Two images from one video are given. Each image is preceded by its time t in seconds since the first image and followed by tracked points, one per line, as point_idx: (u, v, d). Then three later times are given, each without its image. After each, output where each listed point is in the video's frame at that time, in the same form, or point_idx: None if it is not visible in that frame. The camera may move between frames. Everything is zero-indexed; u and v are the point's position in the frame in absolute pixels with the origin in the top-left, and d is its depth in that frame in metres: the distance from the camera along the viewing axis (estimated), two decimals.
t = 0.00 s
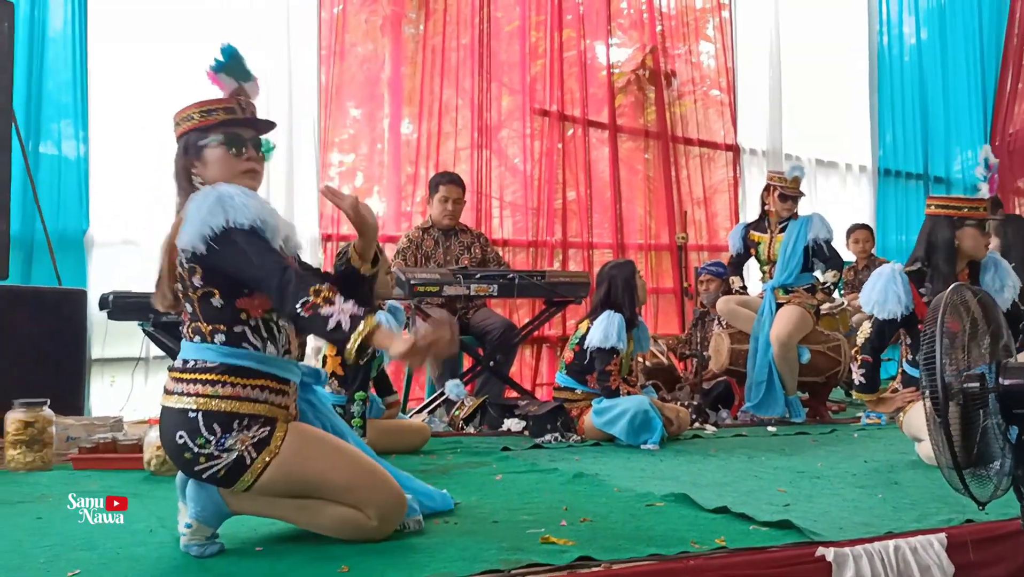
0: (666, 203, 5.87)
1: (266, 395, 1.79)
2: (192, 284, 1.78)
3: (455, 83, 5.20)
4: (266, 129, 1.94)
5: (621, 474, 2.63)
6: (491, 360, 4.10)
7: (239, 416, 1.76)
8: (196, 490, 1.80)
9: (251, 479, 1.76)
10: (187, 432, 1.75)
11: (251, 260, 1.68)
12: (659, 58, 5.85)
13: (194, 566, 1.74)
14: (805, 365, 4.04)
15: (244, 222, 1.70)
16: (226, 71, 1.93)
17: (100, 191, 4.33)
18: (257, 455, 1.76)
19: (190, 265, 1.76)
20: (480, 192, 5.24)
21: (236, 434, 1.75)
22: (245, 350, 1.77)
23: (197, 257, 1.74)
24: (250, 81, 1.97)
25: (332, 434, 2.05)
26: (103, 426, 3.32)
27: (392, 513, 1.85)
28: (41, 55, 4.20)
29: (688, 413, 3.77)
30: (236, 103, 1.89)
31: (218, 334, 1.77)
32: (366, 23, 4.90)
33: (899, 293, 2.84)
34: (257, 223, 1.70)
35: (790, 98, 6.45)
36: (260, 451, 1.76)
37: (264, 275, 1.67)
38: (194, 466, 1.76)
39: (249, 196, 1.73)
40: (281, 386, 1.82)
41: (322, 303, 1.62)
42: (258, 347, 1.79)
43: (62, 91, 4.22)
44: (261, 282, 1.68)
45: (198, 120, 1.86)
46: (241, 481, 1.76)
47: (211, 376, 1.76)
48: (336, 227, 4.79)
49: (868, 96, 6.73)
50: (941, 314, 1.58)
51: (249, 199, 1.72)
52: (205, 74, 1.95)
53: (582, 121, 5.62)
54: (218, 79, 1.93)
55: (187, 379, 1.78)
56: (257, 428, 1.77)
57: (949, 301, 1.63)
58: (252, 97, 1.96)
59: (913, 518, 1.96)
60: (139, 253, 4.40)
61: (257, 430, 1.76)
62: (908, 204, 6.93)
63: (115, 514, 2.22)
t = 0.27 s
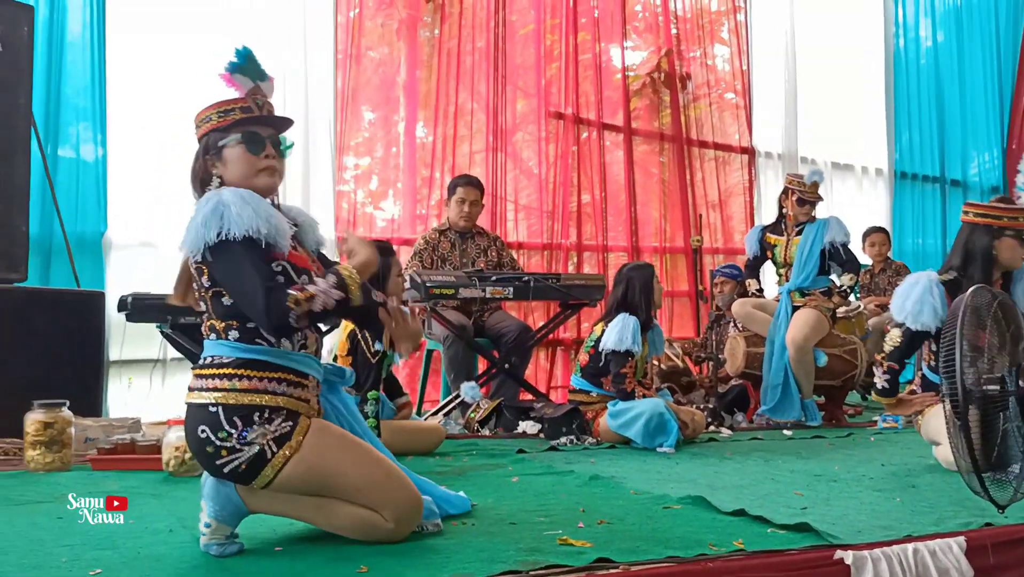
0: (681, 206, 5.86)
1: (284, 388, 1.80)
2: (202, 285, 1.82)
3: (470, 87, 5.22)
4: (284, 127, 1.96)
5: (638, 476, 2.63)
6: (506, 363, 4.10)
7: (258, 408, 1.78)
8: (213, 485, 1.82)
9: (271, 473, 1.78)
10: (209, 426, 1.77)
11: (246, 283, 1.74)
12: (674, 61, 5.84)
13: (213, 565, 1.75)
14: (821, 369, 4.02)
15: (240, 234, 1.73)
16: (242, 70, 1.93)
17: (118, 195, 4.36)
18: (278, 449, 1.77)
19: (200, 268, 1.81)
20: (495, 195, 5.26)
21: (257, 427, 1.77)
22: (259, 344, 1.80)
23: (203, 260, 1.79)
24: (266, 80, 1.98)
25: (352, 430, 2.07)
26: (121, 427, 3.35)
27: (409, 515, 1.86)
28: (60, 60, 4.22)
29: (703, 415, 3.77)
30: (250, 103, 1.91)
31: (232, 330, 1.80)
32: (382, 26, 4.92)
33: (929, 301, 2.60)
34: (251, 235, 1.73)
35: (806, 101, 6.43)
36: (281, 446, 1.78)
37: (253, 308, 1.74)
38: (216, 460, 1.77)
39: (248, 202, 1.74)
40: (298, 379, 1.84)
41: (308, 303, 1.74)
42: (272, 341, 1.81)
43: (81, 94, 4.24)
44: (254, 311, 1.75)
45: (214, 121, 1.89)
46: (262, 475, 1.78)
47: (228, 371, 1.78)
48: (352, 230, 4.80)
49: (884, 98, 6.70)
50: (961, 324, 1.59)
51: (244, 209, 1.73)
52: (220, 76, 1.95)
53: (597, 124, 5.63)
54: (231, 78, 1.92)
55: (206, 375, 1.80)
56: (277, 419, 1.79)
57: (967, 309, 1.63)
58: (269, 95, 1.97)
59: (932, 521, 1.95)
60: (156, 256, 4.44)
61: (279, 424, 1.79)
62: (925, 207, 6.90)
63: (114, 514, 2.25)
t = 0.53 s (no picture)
0: (693, 209, 5.86)
1: (305, 398, 1.81)
2: (229, 282, 1.82)
3: (482, 89, 5.23)
4: (310, 129, 1.97)
5: (651, 479, 2.62)
6: (519, 365, 4.10)
7: (279, 417, 1.79)
8: (231, 488, 1.83)
9: (290, 477, 1.79)
10: (229, 432, 1.78)
11: (293, 272, 1.76)
12: (686, 63, 5.84)
13: (229, 566, 1.76)
14: (834, 371, 4.01)
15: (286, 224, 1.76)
16: (271, 72, 1.95)
17: (132, 198, 4.38)
18: (298, 454, 1.79)
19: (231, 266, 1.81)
20: (507, 198, 5.27)
21: (277, 435, 1.78)
22: (286, 353, 1.81)
23: (235, 254, 1.79)
24: (294, 82, 2.00)
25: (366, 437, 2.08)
26: (136, 428, 3.38)
27: (425, 519, 1.87)
28: (75, 63, 4.22)
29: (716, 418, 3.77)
30: (279, 105, 1.93)
31: (257, 336, 1.80)
32: (394, 29, 4.94)
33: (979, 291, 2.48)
34: (292, 230, 1.76)
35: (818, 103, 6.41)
36: (300, 450, 1.79)
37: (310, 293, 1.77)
38: (236, 465, 1.78)
39: (291, 198, 1.80)
40: (320, 389, 1.84)
41: (372, 289, 1.77)
42: (297, 350, 1.82)
43: (95, 97, 4.25)
44: (313, 294, 1.78)
45: (244, 121, 1.91)
46: (281, 479, 1.79)
47: (251, 379, 1.79)
48: (365, 232, 4.81)
49: (896, 100, 6.68)
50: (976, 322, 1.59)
51: (287, 201, 1.77)
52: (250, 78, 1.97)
53: (608, 126, 5.63)
54: (260, 79, 1.95)
55: (227, 379, 1.81)
56: (297, 428, 1.79)
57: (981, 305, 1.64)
58: (297, 97, 1.99)
59: (947, 525, 1.94)
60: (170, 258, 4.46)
61: (300, 431, 1.80)
62: (938, 209, 6.87)
63: (114, 514, 2.27)
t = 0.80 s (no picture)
0: (704, 210, 5.85)
1: (317, 385, 1.83)
2: (239, 293, 1.86)
3: (493, 90, 5.24)
4: (321, 136, 1.99)
5: (663, 479, 2.62)
6: (530, 364, 4.10)
7: (292, 404, 1.80)
8: (245, 484, 1.84)
9: (303, 470, 1.80)
10: (243, 421, 1.80)
11: (279, 290, 1.77)
12: (698, 63, 5.83)
13: (243, 563, 1.77)
14: (846, 371, 3.99)
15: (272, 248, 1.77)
16: (286, 78, 1.95)
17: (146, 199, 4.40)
18: (311, 444, 1.80)
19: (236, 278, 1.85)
20: (518, 199, 5.27)
21: (291, 422, 1.80)
22: (297, 343, 1.83)
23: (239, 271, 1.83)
24: (307, 89, 2.00)
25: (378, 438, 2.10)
26: (149, 428, 3.40)
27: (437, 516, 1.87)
28: (89, 65, 4.25)
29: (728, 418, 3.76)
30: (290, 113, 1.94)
31: (269, 329, 1.84)
32: (405, 30, 4.96)
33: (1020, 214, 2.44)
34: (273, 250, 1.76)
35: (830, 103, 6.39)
36: (313, 441, 1.80)
37: (290, 307, 1.76)
38: (249, 455, 1.79)
39: (279, 214, 1.79)
40: (331, 378, 1.87)
41: (343, 298, 1.75)
42: (308, 339, 1.85)
43: (109, 99, 4.28)
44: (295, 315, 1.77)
45: (256, 126, 1.92)
46: (294, 470, 1.80)
47: (264, 368, 1.82)
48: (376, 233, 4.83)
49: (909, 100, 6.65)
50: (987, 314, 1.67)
51: (264, 223, 1.76)
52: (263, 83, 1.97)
53: (620, 126, 5.63)
54: (273, 85, 1.95)
55: (241, 371, 1.84)
56: (310, 416, 1.81)
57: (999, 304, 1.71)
58: (309, 104, 2.00)
59: (962, 524, 1.93)
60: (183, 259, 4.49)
61: (313, 421, 1.81)
62: (952, 209, 6.83)
63: (114, 514, 2.26)
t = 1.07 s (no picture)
0: (711, 212, 5.84)
1: (318, 403, 1.82)
2: (242, 284, 1.84)
3: (500, 92, 5.24)
4: (323, 137, 2.00)
5: (668, 480, 2.62)
6: (535, 366, 4.08)
7: (292, 421, 1.80)
8: (251, 485, 1.85)
9: (303, 480, 1.81)
10: (243, 435, 1.80)
11: (294, 261, 1.76)
12: (704, 65, 5.82)
13: (247, 562, 1.77)
14: (852, 374, 3.98)
15: (285, 222, 1.78)
16: (291, 79, 1.96)
17: (152, 201, 4.42)
18: (310, 455, 1.80)
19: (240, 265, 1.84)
20: (524, 200, 5.27)
21: (290, 437, 1.79)
22: (300, 359, 1.81)
23: (243, 255, 1.82)
24: (312, 90, 2.00)
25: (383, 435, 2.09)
26: (155, 428, 3.41)
27: (440, 514, 1.87)
28: (96, 66, 4.27)
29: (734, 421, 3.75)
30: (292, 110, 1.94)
31: (273, 342, 1.82)
32: (411, 32, 4.96)
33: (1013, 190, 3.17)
34: (287, 225, 1.78)
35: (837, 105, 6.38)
36: (312, 452, 1.80)
37: (308, 279, 1.74)
38: (251, 467, 1.81)
39: (291, 192, 1.81)
40: (333, 394, 1.85)
41: (366, 265, 1.77)
42: (311, 355, 1.83)
43: (117, 101, 4.30)
44: (311, 289, 1.75)
45: (260, 124, 1.91)
46: (295, 481, 1.81)
47: (265, 384, 1.80)
48: (382, 234, 4.83)
49: (916, 102, 6.63)
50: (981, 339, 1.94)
51: (278, 201, 1.77)
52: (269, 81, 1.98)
53: (626, 128, 5.63)
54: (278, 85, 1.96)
55: (243, 383, 1.82)
56: (310, 432, 1.80)
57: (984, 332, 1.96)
58: (313, 105, 2.00)
59: (968, 526, 1.93)
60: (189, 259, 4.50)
61: (310, 432, 1.80)
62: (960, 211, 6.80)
63: (114, 514, 2.26)
